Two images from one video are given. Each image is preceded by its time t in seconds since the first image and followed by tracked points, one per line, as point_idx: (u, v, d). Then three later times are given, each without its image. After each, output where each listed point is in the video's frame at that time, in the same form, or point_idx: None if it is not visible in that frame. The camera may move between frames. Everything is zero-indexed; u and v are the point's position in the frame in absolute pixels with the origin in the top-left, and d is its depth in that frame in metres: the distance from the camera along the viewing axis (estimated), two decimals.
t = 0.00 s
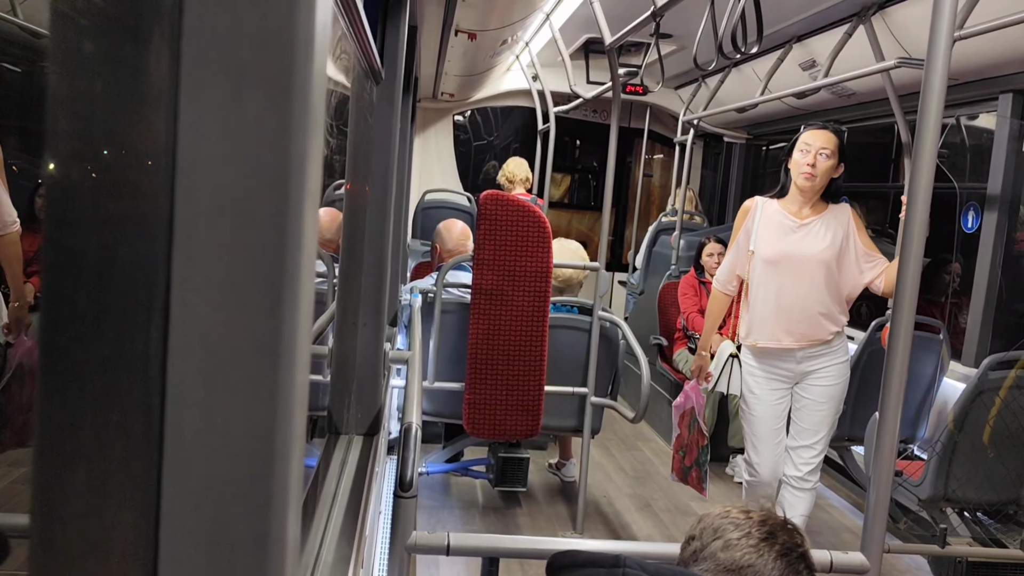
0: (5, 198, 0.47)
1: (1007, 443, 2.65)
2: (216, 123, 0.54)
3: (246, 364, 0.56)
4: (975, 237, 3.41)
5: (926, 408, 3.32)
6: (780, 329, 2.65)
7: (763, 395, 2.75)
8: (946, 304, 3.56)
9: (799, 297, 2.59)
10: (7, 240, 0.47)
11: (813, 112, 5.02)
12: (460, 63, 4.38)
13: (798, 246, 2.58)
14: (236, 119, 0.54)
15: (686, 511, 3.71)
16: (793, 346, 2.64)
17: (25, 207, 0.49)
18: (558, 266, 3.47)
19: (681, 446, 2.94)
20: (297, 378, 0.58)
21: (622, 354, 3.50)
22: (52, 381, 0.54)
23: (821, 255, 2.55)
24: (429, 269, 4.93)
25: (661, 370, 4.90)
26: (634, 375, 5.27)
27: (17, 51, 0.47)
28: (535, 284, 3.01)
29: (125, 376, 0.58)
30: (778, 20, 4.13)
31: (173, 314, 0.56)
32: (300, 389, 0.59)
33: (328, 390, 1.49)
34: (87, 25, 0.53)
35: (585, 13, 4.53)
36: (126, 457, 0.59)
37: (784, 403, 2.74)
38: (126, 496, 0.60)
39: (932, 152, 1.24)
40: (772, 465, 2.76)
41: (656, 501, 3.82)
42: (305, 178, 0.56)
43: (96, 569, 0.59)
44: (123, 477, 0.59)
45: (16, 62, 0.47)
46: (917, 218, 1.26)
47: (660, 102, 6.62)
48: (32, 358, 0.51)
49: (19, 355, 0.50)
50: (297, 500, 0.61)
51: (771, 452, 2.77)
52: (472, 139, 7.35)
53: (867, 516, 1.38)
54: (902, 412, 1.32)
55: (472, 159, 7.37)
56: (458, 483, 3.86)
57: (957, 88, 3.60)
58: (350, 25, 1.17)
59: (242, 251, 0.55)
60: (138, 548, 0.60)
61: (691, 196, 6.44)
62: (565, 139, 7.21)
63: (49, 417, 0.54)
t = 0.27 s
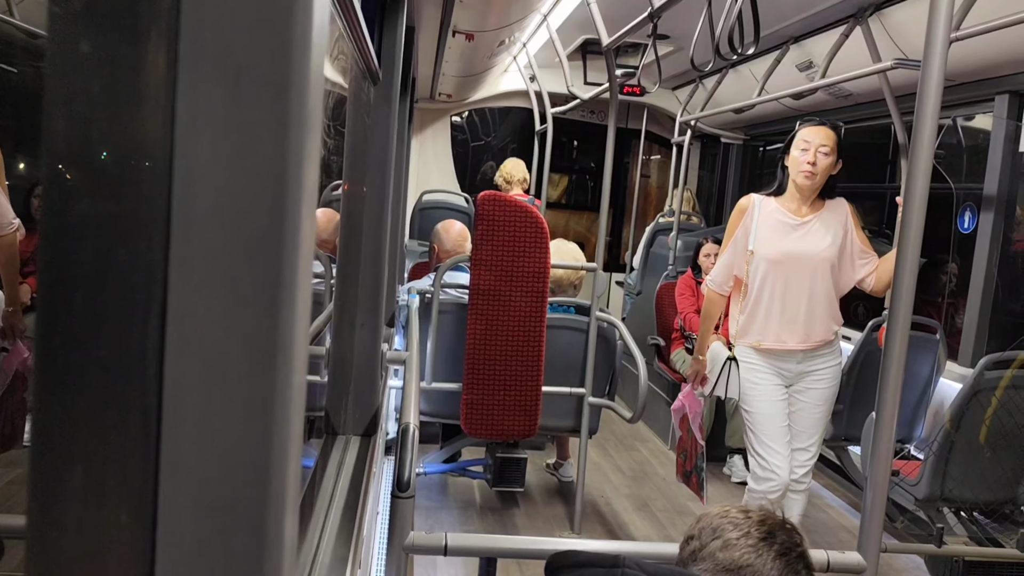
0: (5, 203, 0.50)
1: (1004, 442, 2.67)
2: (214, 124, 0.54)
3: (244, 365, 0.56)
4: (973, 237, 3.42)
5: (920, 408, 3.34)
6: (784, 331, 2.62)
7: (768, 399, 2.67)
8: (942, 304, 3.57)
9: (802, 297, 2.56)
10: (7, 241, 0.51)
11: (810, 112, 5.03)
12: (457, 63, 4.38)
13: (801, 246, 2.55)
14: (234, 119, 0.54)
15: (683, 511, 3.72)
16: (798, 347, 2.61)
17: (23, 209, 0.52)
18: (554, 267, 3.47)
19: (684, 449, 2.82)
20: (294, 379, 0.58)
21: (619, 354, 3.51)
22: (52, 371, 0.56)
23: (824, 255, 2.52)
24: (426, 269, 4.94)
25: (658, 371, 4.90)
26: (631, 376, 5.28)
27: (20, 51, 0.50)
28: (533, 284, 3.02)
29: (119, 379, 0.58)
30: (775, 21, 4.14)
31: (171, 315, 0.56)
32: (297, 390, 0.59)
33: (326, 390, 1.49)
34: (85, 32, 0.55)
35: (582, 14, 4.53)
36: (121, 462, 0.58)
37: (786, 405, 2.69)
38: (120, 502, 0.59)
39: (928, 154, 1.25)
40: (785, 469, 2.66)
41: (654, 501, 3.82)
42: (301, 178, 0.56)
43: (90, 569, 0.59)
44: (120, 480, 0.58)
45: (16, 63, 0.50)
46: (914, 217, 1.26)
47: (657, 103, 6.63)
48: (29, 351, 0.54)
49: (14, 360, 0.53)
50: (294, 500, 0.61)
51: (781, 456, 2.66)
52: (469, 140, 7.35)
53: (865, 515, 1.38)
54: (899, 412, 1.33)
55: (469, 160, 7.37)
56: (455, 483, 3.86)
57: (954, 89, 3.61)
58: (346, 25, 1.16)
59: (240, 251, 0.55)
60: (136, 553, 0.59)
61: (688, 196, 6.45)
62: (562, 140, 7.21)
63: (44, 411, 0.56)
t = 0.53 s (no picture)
0: None
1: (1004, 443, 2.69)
2: (214, 126, 0.54)
3: (244, 368, 0.56)
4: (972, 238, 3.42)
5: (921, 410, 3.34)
6: (801, 337, 2.45)
7: (779, 410, 2.50)
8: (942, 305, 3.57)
9: (821, 303, 2.41)
10: None
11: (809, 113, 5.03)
12: (457, 64, 4.38)
13: (820, 249, 2.39)
14: (234, 122, 0.54)
15: (683, 513, 3.71)
16: (813, 354, 2.46)
17: (19, 211, 0.52)
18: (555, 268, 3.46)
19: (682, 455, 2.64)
20: (294, 382, 0.58)
21: (620, 356, 3.50)
22: (53, 371, 0.56)
23: (843, 259, 2.38)
24: (425, 270, 4.93)
25: (658, 372, 4.90)
26: (631, 377, 5.28)
27: (14, 53, 0.51)
28: (533, 286, 3.01)
29: (120, 380, 0.57)
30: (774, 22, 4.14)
31: (170, 318, 0.55)
32: (298, 392, 0.59)
33: (326, 392, 1.49)
34: (81, 34, 0.55)
35: (581, 14, 4.53)
36: (122, 463, 0.58)
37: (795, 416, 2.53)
38: (120, 504, 0.58)
39: (929, 154, 1.25)
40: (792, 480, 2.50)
41: (654, 502, 3.82)
42: (301, 177, 0.55)
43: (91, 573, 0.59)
44: (119, 484, 0.58)
45: (12, 64, 0.51)
46: (915, 218, 1.26)
47: (657, 104, 6.63)
48: (29, 350, 0.54)
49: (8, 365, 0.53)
50: (295, 503, 0.61)
51: (787, 466, 2.52)
52: (469, 141, 7.34)
53: (865, 516, 1.38)
54: (900, 413, 1.32)
55: (468, 161, 7.37)
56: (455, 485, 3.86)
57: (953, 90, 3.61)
58: (346, 26, 1.15)
59: (239, 252, 0.55)
60: (136, 558, 0.59)
61: (688, 197, 6.45)
62: (562, 141, 7.21)
63: (45, 413, 0.56)
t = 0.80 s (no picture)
0: None
1: (1007, 448, 2.67)
2: (216, 130, 0.54)
3: (247, 371, 0.55)
4: (974, 242, 3.41)
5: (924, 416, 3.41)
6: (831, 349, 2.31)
7: (807, 427, 2.34)
8: (945, 309, 3.56)
9: (851, 314, 2.28)
10: None
11: (811, 117, 5.03)
12: (458, 69, 4.39)
13: (851, 257, 2.26)
14: (236, 125, 0.54)
15: (686, 517, 3.70)
16: (844, 365, 2.32)
17: (22, 217, 0.52)
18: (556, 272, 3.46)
19: (686, 468, 2.64)
20: (296, 385, 0.57)
21: (622, 359, 3.50)
22: (54, 375, 0.56)
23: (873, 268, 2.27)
24: (427, 274, 4.94)
25: (660, 376, 4.90)
26: (633, 381, 5.27)
27: (18, 58, 0.50)
28: (534, 290, 3.01)
29: (122, 385, 0.57)
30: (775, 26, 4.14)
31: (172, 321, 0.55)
32: (300, 397, 0.59)
33: (327, 397, 1.48)
34: (85, 35, 0.54)
35: (583, 19, 4.54)
36: (122, 467, 0.58)
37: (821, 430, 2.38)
38: (121, 508, 0.58)
39: (930, 158, 1.25)
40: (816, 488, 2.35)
41: (656, 507, 3.81)
42: (303, 181, 0.55)
43: None
44: (121, 488, 0.58)
45: (16, 68, 0.50)
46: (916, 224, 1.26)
47: (658, 108, 6.63)
48: (29, 356, 0.54)
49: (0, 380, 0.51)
50: (296, 506, 0.61)
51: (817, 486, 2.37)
52: (470, 145, 7.35)
53: (867, 520, 1.37)
54: (903, 417, 1.32)
55: (470, 165, 7.37)
56: (457, 489, 3.85)
57: (955, 93, 3.61)
58: (347, 31, 1.16)
59: (241, 258, 0.54)
60: (134, 563, 0.58)
61: (689, 201, 6.45)
62: (563, 145, 7.22)
63: (45, 417, 0.55)
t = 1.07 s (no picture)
0: None
1: (1010, 451, 2.62)
2: (211, 133, 0.54)
3: (243, 376, 0.55)
4: (975, 244, 3.41)
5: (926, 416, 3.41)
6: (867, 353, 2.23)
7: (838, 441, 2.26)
8: (947, 311, 3.55)
9: (882, 315, 2.22)
10: None
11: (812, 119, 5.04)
12: (459, 71, 4.40)
13: (882, 256, 2.20)
14: (232, 129, 0.54)
15: (687, 520, 3.70)
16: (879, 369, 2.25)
17: (22, 221, 0.53)
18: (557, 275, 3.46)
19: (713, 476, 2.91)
20: (293, 390, 0.57)
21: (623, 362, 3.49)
22: (48, 382, 0.56)
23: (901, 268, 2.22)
24: (428, 277, 4.94)
25: (662, 378, 4.90)
26: (634, 383, 5.27)
27: (19, 61, 0.51)
28: (536, 292, 3.01)
29: (121, 389, 0.57)
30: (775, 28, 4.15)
31: (168, 325, 0.55)
32: (297, 400, 0.59)
33: (327, 400, 1.48)
34: (83, 34, 0.55)
35: (583, 21, 4.55)
36: (118, 472, 0.58)
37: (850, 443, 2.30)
38: (118, 513, 0.58)
39: (930, 159, 1.25)
40: (844, 507, 2.27)
41: (658, 509, 3.80)
42: (300, 184, 0.55)
43: None
44: (117, 494, 0.58)
45: (16, 72, 0.51)
46: (917, 228, 1.25)
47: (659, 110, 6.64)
48: (27, 358, 0.54)
49: None
50: (294, 511, 0.60)
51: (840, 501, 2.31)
52: (471, 147, 7.35)
53: (869, 523, 1.37)
54: (905, 419, 1.32)
55: (471, 168, 7.38)
56: (458, 492, 3.85)
57: (956, 95, 3.61)
58: (347, 34, 1.16)
59: (238, 261, 0.54)
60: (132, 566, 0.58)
61: (691, 203, 6.45)
62: (564, 147, 7.22)
63: (40, 419, 0.56)
